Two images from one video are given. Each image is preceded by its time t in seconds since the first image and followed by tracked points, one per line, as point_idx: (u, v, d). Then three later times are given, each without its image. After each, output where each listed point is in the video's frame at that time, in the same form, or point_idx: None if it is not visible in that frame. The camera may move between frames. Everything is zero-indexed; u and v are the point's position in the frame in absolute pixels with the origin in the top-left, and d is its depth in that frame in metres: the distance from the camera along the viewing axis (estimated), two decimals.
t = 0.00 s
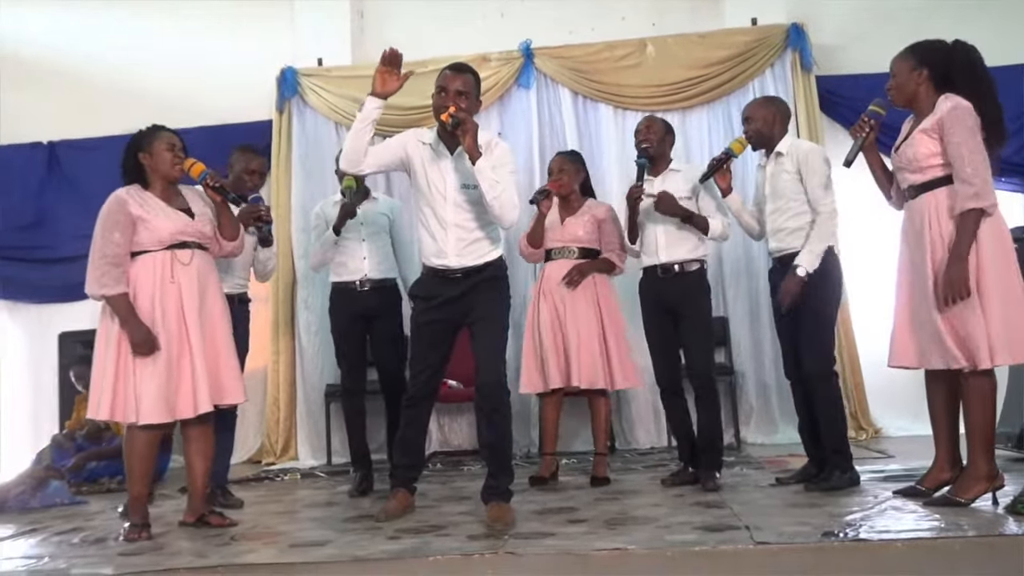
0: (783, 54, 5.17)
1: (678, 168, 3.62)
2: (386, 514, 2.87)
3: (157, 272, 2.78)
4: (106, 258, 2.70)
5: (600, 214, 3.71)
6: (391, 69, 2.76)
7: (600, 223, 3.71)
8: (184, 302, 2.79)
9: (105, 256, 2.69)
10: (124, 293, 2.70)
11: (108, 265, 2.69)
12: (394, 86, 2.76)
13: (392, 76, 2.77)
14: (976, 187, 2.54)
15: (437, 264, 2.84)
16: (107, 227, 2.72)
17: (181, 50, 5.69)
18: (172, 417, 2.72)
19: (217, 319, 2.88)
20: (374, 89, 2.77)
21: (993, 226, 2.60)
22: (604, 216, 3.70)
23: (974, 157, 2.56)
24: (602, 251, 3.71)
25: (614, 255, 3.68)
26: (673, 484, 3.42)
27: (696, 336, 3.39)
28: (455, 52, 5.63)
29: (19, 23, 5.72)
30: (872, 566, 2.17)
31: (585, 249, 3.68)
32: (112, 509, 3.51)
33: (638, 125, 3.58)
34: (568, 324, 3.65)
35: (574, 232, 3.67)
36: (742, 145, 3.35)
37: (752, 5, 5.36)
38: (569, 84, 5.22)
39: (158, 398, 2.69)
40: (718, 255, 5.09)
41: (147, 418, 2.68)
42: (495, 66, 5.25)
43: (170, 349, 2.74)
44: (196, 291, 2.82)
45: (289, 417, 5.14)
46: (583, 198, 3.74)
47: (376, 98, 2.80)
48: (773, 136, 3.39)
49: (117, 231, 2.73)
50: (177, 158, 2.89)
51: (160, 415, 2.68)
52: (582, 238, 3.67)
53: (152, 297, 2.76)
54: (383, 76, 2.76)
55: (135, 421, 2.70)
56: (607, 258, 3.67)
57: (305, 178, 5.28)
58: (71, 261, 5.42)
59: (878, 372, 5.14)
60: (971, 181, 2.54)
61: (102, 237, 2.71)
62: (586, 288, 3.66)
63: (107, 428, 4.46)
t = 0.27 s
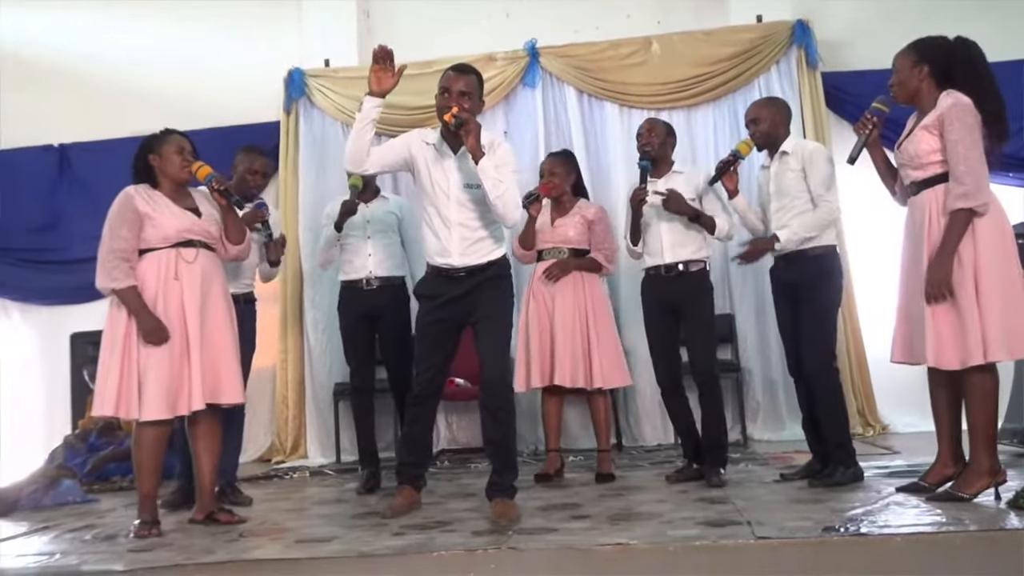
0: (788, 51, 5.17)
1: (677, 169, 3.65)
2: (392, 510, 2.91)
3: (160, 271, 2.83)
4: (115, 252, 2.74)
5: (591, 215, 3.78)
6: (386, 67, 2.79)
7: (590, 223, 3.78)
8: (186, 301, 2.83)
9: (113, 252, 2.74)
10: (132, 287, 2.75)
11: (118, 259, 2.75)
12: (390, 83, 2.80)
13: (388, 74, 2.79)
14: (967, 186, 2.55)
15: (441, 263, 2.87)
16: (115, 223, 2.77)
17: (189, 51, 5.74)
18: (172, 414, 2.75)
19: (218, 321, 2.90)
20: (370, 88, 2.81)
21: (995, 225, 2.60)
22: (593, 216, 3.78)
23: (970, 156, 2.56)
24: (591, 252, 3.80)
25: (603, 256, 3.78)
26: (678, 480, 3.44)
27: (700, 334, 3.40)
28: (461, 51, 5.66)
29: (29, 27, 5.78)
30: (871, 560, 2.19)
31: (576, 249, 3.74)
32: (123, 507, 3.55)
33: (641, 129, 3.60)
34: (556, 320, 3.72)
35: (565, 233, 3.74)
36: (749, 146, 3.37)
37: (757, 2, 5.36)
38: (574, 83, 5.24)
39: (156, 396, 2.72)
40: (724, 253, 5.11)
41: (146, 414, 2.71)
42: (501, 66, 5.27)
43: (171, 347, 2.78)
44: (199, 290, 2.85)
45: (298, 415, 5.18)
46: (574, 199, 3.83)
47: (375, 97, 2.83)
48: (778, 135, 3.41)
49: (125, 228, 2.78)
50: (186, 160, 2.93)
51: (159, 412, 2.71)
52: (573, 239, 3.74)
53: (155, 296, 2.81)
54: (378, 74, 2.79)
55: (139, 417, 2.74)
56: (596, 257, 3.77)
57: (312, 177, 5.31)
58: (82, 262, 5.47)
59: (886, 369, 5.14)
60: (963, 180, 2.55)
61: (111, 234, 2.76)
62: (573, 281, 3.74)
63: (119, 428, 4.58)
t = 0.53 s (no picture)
0: (792, 40, 5.16)
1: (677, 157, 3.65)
2: (397, 500, 2.93)
3: (159, 264, 2.84)
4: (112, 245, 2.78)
5: (582, 206, 3.83)
6: (395, 57, 2.82)
7: (582, 214, 3.84)
8: (183, 293, 2.84)
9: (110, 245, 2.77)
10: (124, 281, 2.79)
11: (111, 254, 2.77)
12: (398, 73, 2.82)
13: (397, 65, 2.82)
14: (962, 173, 2.55)
15: (442, 253, 2.88)
16: (115, 218, 2.80)
17: (194, 46, 5.76)
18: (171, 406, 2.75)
19: (216, 314, 2.92)
20: (377, 77, 2.82)
21: (994, 213, 2.60)
22: (585, 207, 3.83)
23: (967, 143, 2.56)
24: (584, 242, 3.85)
25: (594, 246, 3.85)
26: (681, 469, 3.46)
27: (703, 323, 3.41)
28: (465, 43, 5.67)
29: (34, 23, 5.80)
30: (871, 545, 2.20)
31: (568, 241, 3.80)
32: (131, 498, 3.58)
33: (641, 115, 3.60)
34: (551, 309, 3.79)
35: (558, 226, 3.80)
36: (757, 135, 3.37)
37: None
38: (578, 74, 5.24)
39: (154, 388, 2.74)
40: (729, 242, 5.11)
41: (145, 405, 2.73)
42: (504, 57, 5.28)
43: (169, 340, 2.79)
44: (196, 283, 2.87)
45: (304, 407, 5.22)
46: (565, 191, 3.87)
47: (381, 86, 2.86)
48: (785, 126, 3.41)
49: (124, 222, 2.81)
50: (192, 157, 2.94)
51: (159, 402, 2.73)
52: (566, 231, 3.79)
53: (153, 289, 2.81)
54: (387, 64, 2.82)
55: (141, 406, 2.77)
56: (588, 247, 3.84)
57: (318, 169, 5.33)
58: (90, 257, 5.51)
59: (891, 357, 5.14)
60: (959, 167, 2.55)
61: (109, 228, 2.79)
62: (567, 270, 3.81)
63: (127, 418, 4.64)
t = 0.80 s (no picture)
0: (791, 25, 5.13)
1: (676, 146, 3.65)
2: (397, 489, 2.95)
3: (145, 258, 2.84)
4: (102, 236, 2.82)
5: (574, 196, 3.85)
6: (393, 47, 2.81)
7: (574, 203, 3.85)
8: (170, 289, 2.83)
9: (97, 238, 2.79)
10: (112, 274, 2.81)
11: (101, 246, 2.80)
12: (396, 63, 2.82)
13: (394, 55, 2.82)
14: (961, 155, 2.54)
15: (439, 243, 2.88)
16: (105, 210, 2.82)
17: (192, 39, 5.75)
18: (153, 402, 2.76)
19: (206, 310, 2.90)
20: (375, 67, 2.83)
21: (994, 196, 2.59)
22: (577, 197, 3.85)
23: (964, 124, 2.55)
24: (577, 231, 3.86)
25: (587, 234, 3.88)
26: (682, 455, 3.47)
27: (703, 310, 3.41)
28: (463, 33, 5.66)
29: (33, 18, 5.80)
30: (869, 528, 2.20)
31: (561, 230, 3.81)
32: (134, 491, 3.60)
33: (638, 106, 3.58)
34: (547, 297, 3.80)
35: (551, 215, 3.80)
36: (758, 122, 3.35)
37: None
38: (576, 62, 5.22)
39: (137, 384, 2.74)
40: (729, 229, 5.10)
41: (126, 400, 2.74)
42: (503, 46, 5.26)
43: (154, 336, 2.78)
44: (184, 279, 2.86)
45: (307, 399, 5.23)
46: (553, 180, 3.88)
47: (379, 75, 2.87)
48: (787, 112, 3.39)
49: (112, 215, 2.83)
50: (184, 149, 2.93)
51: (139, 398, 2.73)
52: (558, 220, 3.80)
53: (139, 284, 2.82)
54: (384, 54, 2.81)
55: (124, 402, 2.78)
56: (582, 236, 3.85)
57: (317, 161, 5.32)
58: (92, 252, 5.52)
59: (893, 341, 5.13)
60: (957, 149, 2.54)
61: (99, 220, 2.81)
62: (561, 258, 3.82)
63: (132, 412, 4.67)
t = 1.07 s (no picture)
0: (787, 5, 5.09)
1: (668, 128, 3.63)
2: (390, 476, 2.95)
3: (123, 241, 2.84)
4: (63, 211, 2.80)
5: (558, 176, 3.86)
6: (384, 34, 2.80)
7: (559, 184, 3.86)
8: (150, 274, 2.82)
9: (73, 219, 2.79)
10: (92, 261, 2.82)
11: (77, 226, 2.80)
12: (386, 51, 2.80)
13: (385, 42, 2.80)
14: (951, 135, 2.52)
15: (431, 228, 2.87)
16: (79, 188, 2.81)
17: (185, 27, 5.73)
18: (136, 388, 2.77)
19: (188, 294, 2.89)
20: (367, 54, 2.82)
21: (984, 176, 2.58)
22: (560, 177, 3.85)
23: (954, 103, 2.53)
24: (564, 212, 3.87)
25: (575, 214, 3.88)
26: (676, 439, 3.48)
27: (697, 294, 3.40)
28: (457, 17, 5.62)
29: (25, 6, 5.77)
30: (858, 510, 2.20)
31: (549, 213, 3.82)
32: (130, 480, 3.61)
33: (629, 86, 3.56)
34: (541, 283, 3.79)
35: (537, 199, 3.82)
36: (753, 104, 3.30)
37: None
38: (571, 45, 5.19)
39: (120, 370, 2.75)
40: (726, 211, 5.08)
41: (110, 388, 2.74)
42: (496, 30, 5.23)
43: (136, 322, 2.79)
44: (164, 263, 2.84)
45: (305, 387, 5.24)
46: (537, 165, 3.87)
47: (370, 64, 2.85)
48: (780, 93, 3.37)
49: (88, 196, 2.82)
50: (162, 130, 2.91)
51: (122, 385, 2.74)
52: (546, 203, 3.81)
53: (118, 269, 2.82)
54: (375, 41, 2.80)
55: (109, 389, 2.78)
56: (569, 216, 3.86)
57: (312, 148, 5.31)
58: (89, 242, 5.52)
59: (890, 323, 5.12)
60: (947, 129, 2.53)
61: (75, 200, 2.80)
62: (551, 243, 3.82)
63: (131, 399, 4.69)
